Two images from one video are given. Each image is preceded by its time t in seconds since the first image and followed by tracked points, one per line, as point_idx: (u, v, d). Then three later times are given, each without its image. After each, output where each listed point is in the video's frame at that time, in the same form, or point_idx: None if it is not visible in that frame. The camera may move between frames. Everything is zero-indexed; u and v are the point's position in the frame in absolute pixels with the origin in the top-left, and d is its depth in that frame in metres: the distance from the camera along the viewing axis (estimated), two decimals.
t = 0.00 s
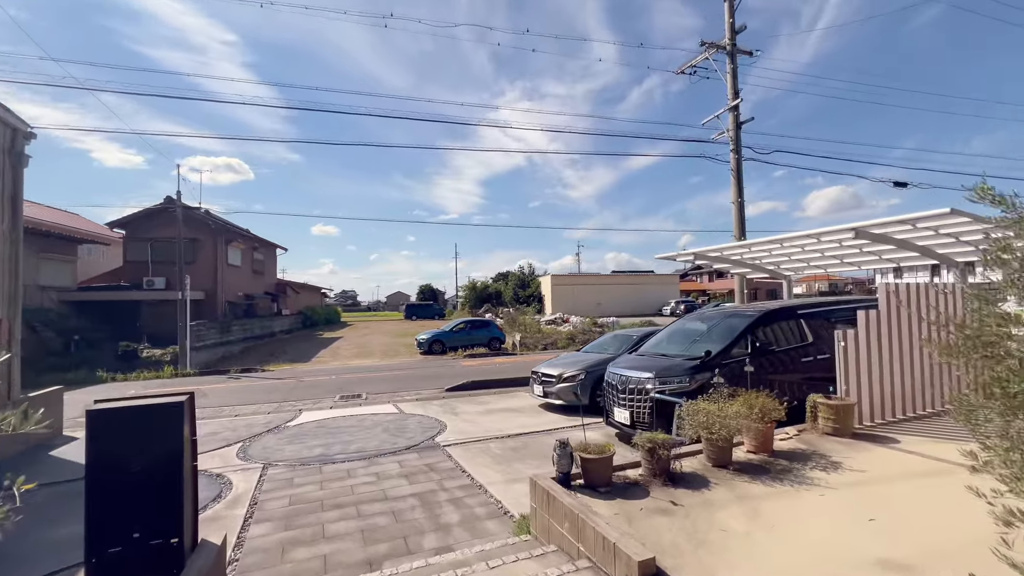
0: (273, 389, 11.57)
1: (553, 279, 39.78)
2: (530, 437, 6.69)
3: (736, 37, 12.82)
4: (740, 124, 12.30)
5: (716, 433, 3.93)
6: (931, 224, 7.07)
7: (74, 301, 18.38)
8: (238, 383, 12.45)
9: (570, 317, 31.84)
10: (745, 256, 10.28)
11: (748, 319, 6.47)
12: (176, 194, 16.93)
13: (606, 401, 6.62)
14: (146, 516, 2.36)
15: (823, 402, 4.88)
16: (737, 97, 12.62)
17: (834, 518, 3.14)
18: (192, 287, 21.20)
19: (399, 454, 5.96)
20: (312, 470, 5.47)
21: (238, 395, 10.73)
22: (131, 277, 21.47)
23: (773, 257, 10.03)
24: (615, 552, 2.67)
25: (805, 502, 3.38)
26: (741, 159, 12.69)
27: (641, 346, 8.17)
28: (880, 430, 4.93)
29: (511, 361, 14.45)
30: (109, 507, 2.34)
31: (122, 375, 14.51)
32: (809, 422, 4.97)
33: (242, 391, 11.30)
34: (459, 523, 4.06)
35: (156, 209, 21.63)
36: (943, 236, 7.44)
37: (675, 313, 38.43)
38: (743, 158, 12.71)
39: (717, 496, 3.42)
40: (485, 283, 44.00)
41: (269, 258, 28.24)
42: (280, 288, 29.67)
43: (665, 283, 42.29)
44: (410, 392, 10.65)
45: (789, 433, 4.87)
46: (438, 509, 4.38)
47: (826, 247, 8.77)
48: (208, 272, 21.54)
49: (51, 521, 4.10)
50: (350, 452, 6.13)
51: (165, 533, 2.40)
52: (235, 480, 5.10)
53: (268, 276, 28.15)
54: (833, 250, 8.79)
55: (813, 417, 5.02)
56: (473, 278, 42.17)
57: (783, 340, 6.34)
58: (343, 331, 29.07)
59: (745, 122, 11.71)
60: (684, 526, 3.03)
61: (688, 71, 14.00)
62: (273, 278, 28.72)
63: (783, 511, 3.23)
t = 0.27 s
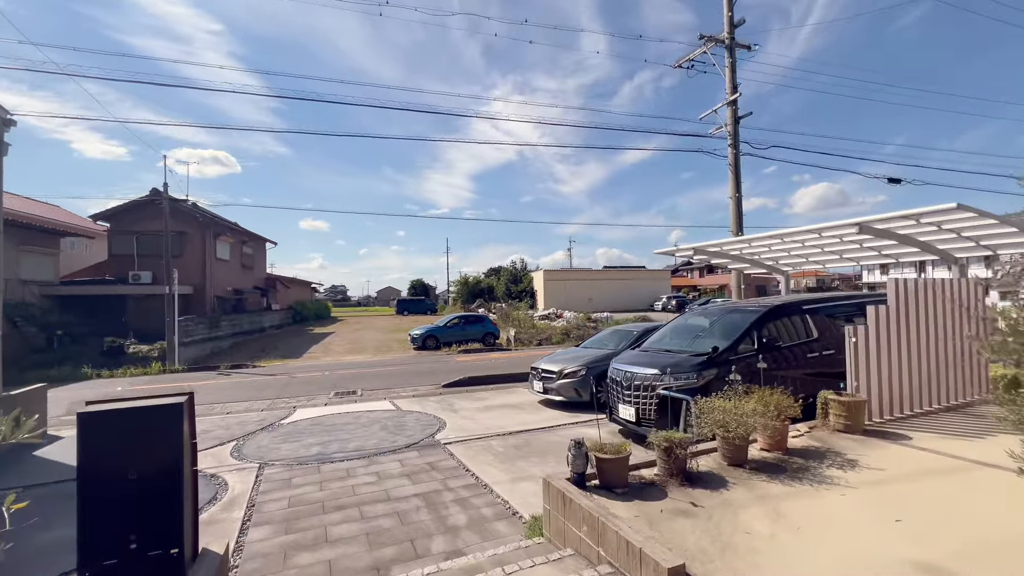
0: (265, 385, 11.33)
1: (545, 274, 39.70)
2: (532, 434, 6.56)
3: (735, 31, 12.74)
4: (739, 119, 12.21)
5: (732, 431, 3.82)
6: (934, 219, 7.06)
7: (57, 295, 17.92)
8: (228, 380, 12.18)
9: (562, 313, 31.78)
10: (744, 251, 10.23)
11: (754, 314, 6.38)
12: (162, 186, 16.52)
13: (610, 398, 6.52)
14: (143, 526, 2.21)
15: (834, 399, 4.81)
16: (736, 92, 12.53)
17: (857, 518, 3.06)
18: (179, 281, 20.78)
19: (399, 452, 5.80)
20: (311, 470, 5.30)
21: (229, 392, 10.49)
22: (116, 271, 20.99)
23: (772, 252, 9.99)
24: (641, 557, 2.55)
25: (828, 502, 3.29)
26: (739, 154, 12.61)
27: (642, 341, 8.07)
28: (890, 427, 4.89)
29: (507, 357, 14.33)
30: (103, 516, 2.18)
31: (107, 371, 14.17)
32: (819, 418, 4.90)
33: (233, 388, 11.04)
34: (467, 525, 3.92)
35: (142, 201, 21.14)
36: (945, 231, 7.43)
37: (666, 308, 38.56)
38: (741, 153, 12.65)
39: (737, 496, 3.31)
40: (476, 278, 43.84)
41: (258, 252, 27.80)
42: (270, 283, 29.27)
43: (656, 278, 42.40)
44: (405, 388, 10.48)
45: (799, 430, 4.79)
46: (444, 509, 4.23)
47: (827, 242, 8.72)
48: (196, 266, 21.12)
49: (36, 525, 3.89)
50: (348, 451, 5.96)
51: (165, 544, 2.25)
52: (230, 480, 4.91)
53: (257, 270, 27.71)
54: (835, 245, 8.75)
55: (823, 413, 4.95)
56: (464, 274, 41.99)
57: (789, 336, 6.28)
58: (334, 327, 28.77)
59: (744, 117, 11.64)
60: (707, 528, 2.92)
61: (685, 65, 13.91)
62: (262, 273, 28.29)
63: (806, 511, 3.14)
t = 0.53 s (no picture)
0: (257, 383, 11.13)
1: (538, 270, 39.64)
2: (533, 432, 6.47)
3: (733, 26, 12.68)
4: (736, 115, 12.17)
5: (744, 429, 3.74)
6: (935, 215, 7.06)
7: (40, 290, 17.52)
8: (219, 377, 11.96)
9: (555, 308, 31.75)
10: (742, 247, 10.20)
11: (758, 310, 6.31)
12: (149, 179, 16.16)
13: (612, 395, 6.44)
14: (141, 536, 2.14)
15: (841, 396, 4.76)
16: (733, 88, 12.48)
17: (877, 519, 2.99)
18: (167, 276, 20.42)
19: (398, 451, 5.68)
20: (308, 470, 5.16)
21: (220, 389, 10.28)
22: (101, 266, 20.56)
23: (770, 248, 9.97)
24: (662, 561, 2.46)
25: (844, 502, 3.22)
26: (736, 150, 12.57)
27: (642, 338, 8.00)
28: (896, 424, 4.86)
29: (502, 353, 14.23)
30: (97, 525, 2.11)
31: (93, 368, 13.86)
32: (825, 416, 4.84)
33: (224, 386, 10.82)
34: (473, 527, 3.82)
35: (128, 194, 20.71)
36: (944, 227, 7.44)
37: (658, 304, 38.68)
38: (738, 149, 12.61)
39: (752, 497, 3.24)
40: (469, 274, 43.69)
41: (247, 247, 27.39)
42: (260, 278, 28.89)
43: (649, 274, 42.50)
44: (401, 385, 10.33)
45: (806, 427, 4.74)
46: (448, 510, 4.12)
47: (826, 238, 8.71)
48: (184, 261, 20.75)
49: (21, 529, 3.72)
50: (346, 450, 5.83)
51: (164, 552, 2.20)
52: (225, 481, 4.76)
53: (247, 265, 27.32)
54: (834, 241, 8.74)
55: (829, 410, 4.90)
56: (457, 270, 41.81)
57: (792, 331, 6.24)
58: (326, 323, 28.50)
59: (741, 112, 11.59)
60: (726, 530, 2.84)
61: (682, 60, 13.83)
62: (252, 268, 27.91)
63: (824, 512, 3.08)
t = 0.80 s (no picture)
0: (246, 379, 10.89)
1: (530, 265, 39.55)
2: (531, 428, 6.34)
3: (730, 19, 12.60)
4: (733, 109, 12.10)
5: (755, 427, 3.63)
6: (936, 210, 7.04)
7: (19, 284, 17.06)
8: (207, 373, 11.69)
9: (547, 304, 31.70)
10: (739, 242, 10.14)
11: (760, 306, 6.23)
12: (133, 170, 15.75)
13: (612, 391, 6.32)
14: (121, 548, 2.01)
15: (847, 392, 4.68)
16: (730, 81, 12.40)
17: (897, 519, 2.90)
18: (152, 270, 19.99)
19: (394, 449, 5.53)
20: (301, 469, 4.98)
21: (208, 386, 10.04)
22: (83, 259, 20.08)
23: (767, 243, 9.93)
24: (680, 565, 2.35)
25: (860, 501, 3.13)
26: (732, 145, 12.51)
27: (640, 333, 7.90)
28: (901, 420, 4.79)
29: (496, 349, 14.09)
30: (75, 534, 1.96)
31: (75, 364, 13.51)
32: (831, 412, 4.77)
33: (211, 382, 10.57)
34: (475, 528, 3.67)
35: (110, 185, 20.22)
36: (943, 222, 7.43)
37: (649, 300, 38.83)
38: (734, 143, 12.55)
39: (766, 496, 3.13)
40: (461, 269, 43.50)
41: (235, 241, 26.94)
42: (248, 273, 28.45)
43: (640, 270, 42.59)
44: (394, 380, 10.17)
45: (812, 423, 4.65)
46: (448, 510, 3.98)
47: (824, 232, 8.67)
48: (169, 254, 20.33)
49: None
50: (339, 448, 5.66)
51: (146, 563, 2.08)
52: (214, 481, 4.58)
53: (234, 259, 26.88)
54: (831, 235, 8.70)
55: (835, 406, 4.82)
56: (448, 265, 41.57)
57: (794, 327, 6.17)
58: (315, 318, 28.17)
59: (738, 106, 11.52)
60: (742, 530, 2.73)
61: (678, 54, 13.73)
62: (240, 262, 27.47)
63: (841, 512, 2.97)
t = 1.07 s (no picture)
0: (233, 377, 10.62)
1: (522, 261, 39.40)
2: (529, 428, 6.19)
3: (726, 14, 12.51)
4: (729, 104, 12.01)
5: (766, 428, 3.50)
6: (936, 206, 6.99)
7: None
8: (193, 371, 11.40)
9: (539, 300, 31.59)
10: (736, 238, 10.05)
11: (762, 303, 6.13)
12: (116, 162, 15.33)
13: (611, 390, 6.18)
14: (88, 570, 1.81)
15: (854, 390, 4.57)
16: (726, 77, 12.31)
17: (919, 525, 2.78)
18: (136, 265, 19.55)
19: (389, 450, 5.35)
20: (291, 472, 4.79)
21: (194, 384, 9.77)
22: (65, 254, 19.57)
23: (764, 240, 9.86)
24: None
25: (878, 505, 3.00)
26: (728, 141, 12.43)
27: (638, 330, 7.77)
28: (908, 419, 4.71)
29: (489, 346, 13.93)
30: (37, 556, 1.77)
31: (55, 362, 13.13)
32: (837, 411, 4.66)
33: (198, 380, 10.30)
34: (475, 534, 3.51)
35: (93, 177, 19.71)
36: (942, 219, 7.40)
37: (640, 297, 38.89)
38: (729, 139, 12.47)
39: (782, 501, 3.00)
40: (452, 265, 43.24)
41: (222, 236, 26.49)
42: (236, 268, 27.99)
43: (632, 267, 42.62)
44: (386, 378, 9.98)
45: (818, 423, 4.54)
46: (446, 515, 3.81)
47: (822, 229, 8.61)
48: (154, 249, 19.88)
49: None
50: (331, 449, 5.47)
51: None
52: (199, 485, 4.37)
53: (222, 255, 26.42)
54: (829, 231, 8.64)
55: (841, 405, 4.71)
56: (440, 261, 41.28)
57: (796, 324, 6.07)
58: (305, 314, 27.81)
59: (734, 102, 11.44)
60: (761, 538, 2.60)
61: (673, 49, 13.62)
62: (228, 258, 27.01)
63: (860, 518, 2.85)
